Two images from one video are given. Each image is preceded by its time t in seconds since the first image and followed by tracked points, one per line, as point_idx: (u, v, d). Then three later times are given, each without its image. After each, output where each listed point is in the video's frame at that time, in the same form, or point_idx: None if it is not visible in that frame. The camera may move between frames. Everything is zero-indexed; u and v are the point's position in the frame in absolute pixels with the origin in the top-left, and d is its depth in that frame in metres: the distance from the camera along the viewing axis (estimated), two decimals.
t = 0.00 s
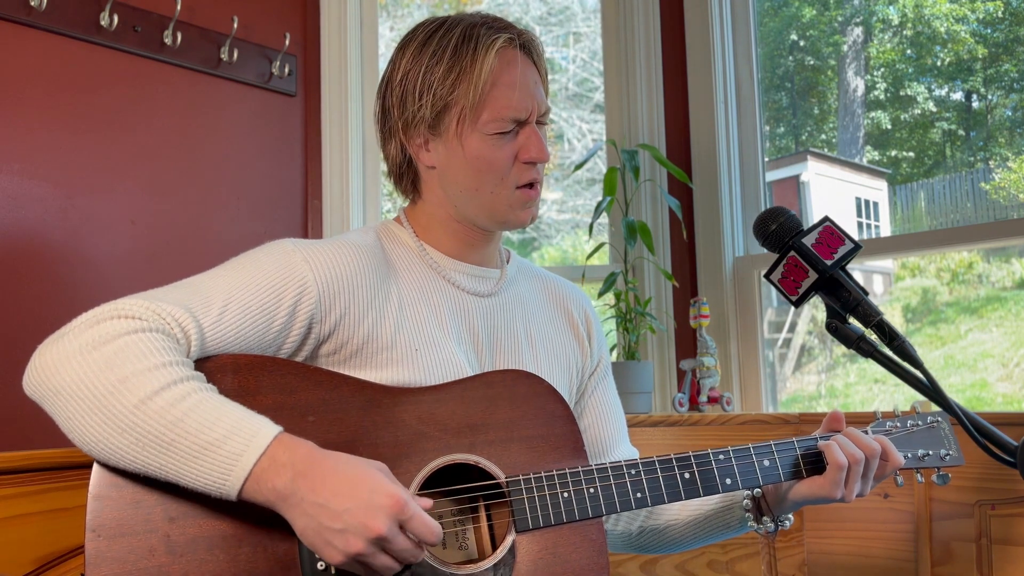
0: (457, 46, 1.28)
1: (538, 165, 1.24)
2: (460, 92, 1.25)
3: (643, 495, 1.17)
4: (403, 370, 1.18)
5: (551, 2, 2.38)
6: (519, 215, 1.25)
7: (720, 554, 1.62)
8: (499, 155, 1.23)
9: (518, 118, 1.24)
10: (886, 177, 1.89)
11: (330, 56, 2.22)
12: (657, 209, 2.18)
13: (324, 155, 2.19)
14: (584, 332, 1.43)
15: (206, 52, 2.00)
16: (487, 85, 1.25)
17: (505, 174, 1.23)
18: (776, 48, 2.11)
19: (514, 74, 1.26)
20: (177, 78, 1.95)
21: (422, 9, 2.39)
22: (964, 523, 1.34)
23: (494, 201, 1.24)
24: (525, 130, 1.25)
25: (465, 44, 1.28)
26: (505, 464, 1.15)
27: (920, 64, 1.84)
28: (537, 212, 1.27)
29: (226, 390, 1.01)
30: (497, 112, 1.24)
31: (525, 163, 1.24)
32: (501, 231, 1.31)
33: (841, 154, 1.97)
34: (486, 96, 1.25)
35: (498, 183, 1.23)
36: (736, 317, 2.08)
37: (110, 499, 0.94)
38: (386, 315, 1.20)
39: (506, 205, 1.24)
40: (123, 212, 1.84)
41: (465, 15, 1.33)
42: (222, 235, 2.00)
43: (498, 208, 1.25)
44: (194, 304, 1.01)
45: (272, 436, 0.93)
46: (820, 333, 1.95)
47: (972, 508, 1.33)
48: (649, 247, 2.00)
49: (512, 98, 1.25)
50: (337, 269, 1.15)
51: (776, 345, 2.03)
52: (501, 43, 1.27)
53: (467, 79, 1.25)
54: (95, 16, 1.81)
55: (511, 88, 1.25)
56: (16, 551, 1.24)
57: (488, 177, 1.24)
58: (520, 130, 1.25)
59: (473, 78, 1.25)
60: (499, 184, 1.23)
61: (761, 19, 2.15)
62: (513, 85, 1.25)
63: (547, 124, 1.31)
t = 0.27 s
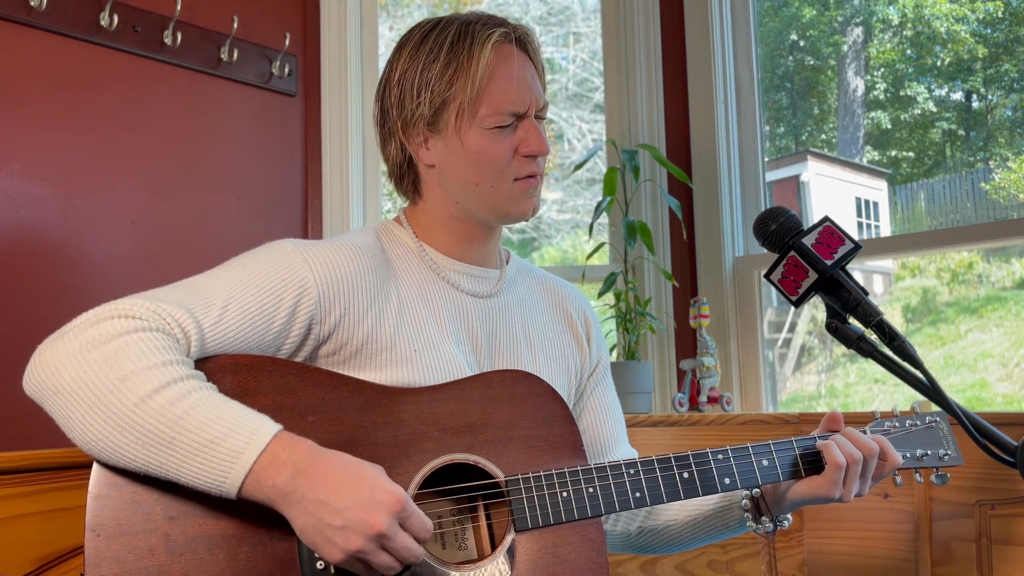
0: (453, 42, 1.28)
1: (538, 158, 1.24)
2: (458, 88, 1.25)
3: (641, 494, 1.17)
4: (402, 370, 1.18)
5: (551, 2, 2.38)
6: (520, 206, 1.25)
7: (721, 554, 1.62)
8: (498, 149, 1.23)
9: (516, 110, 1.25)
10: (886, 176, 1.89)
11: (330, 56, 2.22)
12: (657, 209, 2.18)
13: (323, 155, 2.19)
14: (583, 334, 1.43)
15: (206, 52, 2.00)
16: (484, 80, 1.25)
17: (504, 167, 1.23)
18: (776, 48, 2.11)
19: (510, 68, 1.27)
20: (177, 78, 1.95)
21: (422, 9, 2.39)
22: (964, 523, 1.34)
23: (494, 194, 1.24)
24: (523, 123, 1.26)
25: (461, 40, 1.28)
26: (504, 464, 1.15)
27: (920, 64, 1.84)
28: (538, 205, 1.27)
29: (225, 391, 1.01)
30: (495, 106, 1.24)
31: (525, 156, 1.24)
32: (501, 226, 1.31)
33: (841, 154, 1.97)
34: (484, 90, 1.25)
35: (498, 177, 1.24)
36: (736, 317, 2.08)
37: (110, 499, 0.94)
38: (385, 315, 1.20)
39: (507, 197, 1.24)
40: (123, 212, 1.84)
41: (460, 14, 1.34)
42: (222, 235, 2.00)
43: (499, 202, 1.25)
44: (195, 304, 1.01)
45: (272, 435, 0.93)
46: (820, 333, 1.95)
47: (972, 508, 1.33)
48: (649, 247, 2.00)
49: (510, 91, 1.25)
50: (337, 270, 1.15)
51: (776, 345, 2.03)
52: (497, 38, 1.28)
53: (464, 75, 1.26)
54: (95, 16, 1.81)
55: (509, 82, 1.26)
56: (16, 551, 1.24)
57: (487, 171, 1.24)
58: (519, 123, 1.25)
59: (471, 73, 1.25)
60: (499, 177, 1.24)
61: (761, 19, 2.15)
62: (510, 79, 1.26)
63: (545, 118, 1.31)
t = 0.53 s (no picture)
0: (449, 40, 1.29)
1: (537, 154, 1.24)
2: (456, 85, 1.26)
3: (640, 493, 1.17)
4: (402, 370, 1.18)
5: (551, 2, 2.38)
6: (521, 203, 1.25)
7: (721, 554, 1.62)
8: (497, 145, 1.24)
9: (514, 106, 1.25)
10: (886, 176, 1.89)
11: (330, 56, 2.22)
12: (657, 209, 2.18)
13: (323, 155, 2.19)
14: (582, 335, 1.43)
15: (206, 52, 2.00)
16: (482, 76, 1.26)
17: (504, 163, 1.23)
18: (776, 48, 2.11)
19: (508, 64, 1.27)
20: (177, 78, 1.95)
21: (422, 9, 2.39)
22: (964, 522, 1.34)
23: (494, 191, 1.24)
24: (521, 119, 1.26)
25: (458, 37, 1.29)
26: (504, 463, 1.15)
27: (920, 64, 1.84)
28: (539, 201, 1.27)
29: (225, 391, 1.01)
30: (493, 102, 1.24)
31: (524, 151, 1.24)
32: (501, 223, 1.30)
33: (841, 154, 1.97)
34: (481, 86, 1.25)
35: (498, 173, 1.24)
36: (736, 317, 2.08)
37: (110, 499, 0.94)
38: (385, 316, 1.20)
39: (508, 193, 1.24)
40: (123, 212, 1.84)
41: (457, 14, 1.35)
42: (222, 235, 2.00)
43: (499, 198, 1.24)
44: (194, 305, 1.01)
45: (273, 435, 0.94)
46: (820, 333, 1.95)
47: (972, 508, 1.33)
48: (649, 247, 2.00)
49: (508, 87, 1.25)
50: (336, 271, 1.15)
51: (776, 345, 2.03)
52: (493, 33, 1.28)
53: (462, 72, 1.26)
54: (95, 16, 1.81)
55: (506, 77, 1.26)
56: (16, 551, 1.24)
57: (487, 167, 1.24)
58: (517, 119, 1.26)
59: (468, 70, 1.26)
60: (498, 173, 1.24)
61: (761, 19, 2.15)
62: (507, 75, 1.26)
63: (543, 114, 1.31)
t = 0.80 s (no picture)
0: (443, 38, 1.29)
1: (532, 151, 1.24)
2: (450, 83, 1.26)
3: (640, 492, 1.17)
4: (398, 372, 1.18)
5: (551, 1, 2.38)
6: (518, 201, 1.25)
7: (720, 554, 1.62)
8: (491, 142, 1.23)
9: (509, 103, 1.25)
10: (886, 177, 1.89)
11: (330, 56, 2.22)
12: (657, 209, 2.18)
13: (323, 155, 2.19)
14: (579, 333, 1.43)
15: (206, 52, 2.00)
16: (476, 74, 1.25)
17: (499, 161, 1.23)
18: (776, 48, 2.11)
19: (502, 61, 1.27)
20: (177, 78, 1.95)
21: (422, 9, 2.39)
22: (964, 522, 1.34)
23: (490, 188, 1.24)
24: (517, 116, 1.26)
25: (452, 35, 1.29)
26: (502, 464, 1.15)
27: (921, 64, 1.84)
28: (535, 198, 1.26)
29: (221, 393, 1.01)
30: (487, 99, 1.24)
31: (520, 149, 1.24)
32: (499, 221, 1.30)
33: (841, 154, 1.97)
34: (476, 84, 1.25)
35: (494, 171, 1.24)
36: (735, 317, 2.08)
37: (108, 502, 0.94)
38: (382, 317, 1.20)
39: (504, 191, 1.24)
40: (122, 212, 1.84)
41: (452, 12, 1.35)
42: (222, 235, 2.00)
43: (495, 196, 1.24)
44: (190, 308, 1.01)
45: (267, 444, 0.93)
46: (820, 333, 1.95)
47: (972, 508, 1.33)
48: (649, 247, 2.00)
49: (503, 85, 1.25)
50: (332, 272, 1.15)
51: (776, 345, 2.03)
52: (488, 31, 1.28)
53: (456, 69, 1.26)
54: (95, 16, 1.81)
55: (501, 75, 1.26)
56: (16, 551, 1.24)
57: (482, 165, 1.24)
58: (512, 116, 1.26)
59: (463, 68, 1.26)
60: (494, 171, 1.24)
61: (761, 19, 2.15)
62: (502, 72, 1.26)
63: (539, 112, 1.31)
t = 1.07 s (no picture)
0: (444, 39, 1.29)
1: (533, 152, 1.24)
2: (451, 84, 1.26)
3: (639, 490, 1.17)
4: (398, 374, 1.18)
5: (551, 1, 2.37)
6: (519, 201, 1.25)
7: (721, 554, 1.62)
8: (492, 143, 1.23)
9: (510, 105, 1.25)
10: (886, 177, 1.89)
11: (330, 56, 2.22)
12: (657, 209, 2.18)
13: (323, 155, 2.19)
14: (578, 333, 1.43)
15: (206, 52, 2.00)
16: (477, 76, 1.25)
17: (500, 162, 1.23)
18: (776, 48, 2.11)
19: (503, 62, 1.27)
20: (177, 78, 1.95)
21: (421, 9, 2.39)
22: (964, 522, 1.34)
23: (490, 189, 1.24)
24: (517, 117, 1.26)
25: (453, 36, 1.29)
26: (501, 464, 1.15)
27: (921, 64, 1.84)
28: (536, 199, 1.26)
29: (220, 397, 1.02)
30: (488, 100, 1.24)
31: (520, 150, 1.24)
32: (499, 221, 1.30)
33: (841, 154, 1.97)
34: (477, 85, 1.25)
35: (495, 172, 1.23)
36: (736, 316, 2.08)
37: (107, 505, 0.94)
38: (382, 319, 1.20)
39: (505, 192, 1.24)
40: (122, 212, 1.84)
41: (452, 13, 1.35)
42: (222, 235, 2.00)
43: (495, 196, 1.24)
44: (189, 311, 1.01)
45: (264, 457, 0.94)
46: (820, 333, 1.95)
47: (972, 508, 1.33)
48: (649, 247, 2.00)
49: (503, 85, 1.25)
50: (333, 275, 1.15)
51: (776, 345, 2.03)
52: (488, 32, 1.28)
53: (457, 70, 1.26)
54: (95, 16, 1.81)
55: (501, 76, 1.26)
56: (17, 551, 1.24)
57: (483, 166, 1.24)
58: (513, 118, 1.25)
59: (463, 69, 1.25)
60: (495, 172, 1.23)
61: (761, 19, 2.15)
62: (503, 73, 1.26)
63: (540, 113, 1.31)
